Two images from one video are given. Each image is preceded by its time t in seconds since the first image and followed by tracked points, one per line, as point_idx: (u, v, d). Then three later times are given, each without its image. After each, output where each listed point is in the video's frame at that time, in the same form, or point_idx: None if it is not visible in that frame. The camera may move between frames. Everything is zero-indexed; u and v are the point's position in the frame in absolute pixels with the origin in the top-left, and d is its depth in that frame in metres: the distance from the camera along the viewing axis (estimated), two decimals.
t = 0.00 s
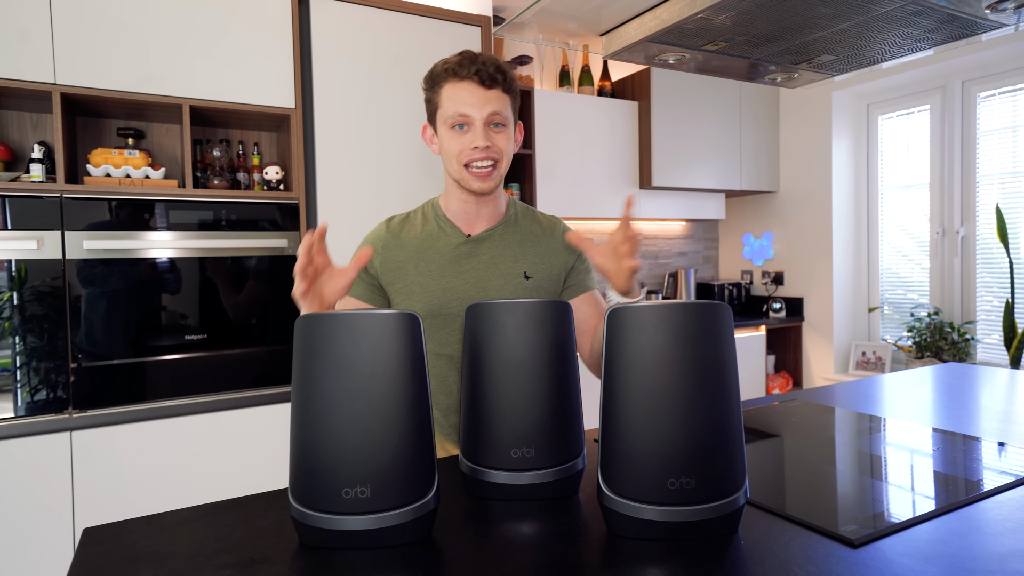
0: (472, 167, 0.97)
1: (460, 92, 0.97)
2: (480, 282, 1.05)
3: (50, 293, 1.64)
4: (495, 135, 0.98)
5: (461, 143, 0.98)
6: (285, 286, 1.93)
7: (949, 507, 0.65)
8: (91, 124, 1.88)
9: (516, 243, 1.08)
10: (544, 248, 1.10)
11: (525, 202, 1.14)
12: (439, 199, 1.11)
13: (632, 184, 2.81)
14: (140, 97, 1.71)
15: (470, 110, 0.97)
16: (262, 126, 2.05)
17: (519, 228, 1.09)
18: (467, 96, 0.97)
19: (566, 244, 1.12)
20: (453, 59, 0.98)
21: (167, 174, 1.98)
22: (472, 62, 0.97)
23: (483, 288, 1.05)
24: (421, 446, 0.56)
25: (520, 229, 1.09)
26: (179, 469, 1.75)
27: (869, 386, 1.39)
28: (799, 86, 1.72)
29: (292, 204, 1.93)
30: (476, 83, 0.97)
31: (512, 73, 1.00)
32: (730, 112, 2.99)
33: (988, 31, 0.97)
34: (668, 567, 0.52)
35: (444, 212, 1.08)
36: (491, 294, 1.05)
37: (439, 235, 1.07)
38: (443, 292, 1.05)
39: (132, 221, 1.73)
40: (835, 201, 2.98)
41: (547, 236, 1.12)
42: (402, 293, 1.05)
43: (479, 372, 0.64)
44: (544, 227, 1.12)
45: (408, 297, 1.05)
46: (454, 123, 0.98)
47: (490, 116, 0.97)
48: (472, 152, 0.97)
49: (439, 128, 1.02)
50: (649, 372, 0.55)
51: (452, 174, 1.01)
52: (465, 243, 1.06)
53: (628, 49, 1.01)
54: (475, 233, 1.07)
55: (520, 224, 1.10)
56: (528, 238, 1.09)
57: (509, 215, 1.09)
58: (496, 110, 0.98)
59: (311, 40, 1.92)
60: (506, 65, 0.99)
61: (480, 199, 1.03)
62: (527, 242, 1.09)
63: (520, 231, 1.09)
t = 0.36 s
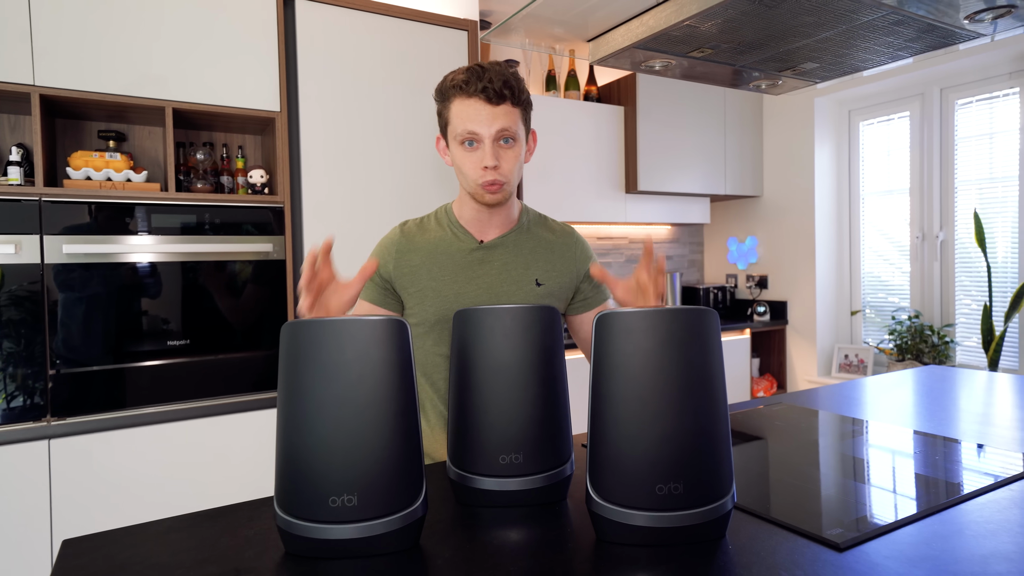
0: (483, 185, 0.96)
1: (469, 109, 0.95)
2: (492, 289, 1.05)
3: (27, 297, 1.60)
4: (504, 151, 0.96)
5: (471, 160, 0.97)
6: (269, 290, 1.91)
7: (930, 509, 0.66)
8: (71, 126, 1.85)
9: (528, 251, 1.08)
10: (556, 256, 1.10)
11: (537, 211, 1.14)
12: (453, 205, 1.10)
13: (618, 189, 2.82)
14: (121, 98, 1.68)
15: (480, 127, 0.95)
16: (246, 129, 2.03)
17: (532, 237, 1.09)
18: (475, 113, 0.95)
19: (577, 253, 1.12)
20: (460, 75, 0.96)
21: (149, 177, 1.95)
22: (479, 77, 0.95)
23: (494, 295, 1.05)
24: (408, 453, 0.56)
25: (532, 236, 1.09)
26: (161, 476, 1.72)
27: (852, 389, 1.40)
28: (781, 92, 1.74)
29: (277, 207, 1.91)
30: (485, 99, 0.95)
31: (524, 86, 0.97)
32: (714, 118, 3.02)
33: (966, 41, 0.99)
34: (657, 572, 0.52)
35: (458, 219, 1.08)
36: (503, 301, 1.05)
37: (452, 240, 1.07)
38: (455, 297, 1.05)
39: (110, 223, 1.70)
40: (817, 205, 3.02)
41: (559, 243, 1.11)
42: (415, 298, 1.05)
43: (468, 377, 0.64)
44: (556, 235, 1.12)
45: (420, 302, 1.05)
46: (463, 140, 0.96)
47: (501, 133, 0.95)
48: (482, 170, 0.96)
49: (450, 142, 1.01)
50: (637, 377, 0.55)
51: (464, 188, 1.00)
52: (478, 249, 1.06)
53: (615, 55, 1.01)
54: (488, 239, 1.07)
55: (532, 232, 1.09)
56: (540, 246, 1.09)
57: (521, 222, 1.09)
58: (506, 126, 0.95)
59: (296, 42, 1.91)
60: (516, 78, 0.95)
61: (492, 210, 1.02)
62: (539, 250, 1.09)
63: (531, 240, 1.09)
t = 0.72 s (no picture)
0: (496, 188, 0.96)
1: (479, 114, 0.95)
2: (504, 293, 1.05)
3: (14, 299, 1.58)
4: (516, 153, 0.97)
5: (482, 164, 0.97)
6: (261, 292, 1.90)
7: (921, 509, 0.66)
8: (61, 126, 1.83)
9: (540, 255, 1.08)
10: (567, 260, 1.09)
11: (551, 214, 1.13)
12: (467, 208, 1.11)
13: (611, 191, 2.83)
14: (112, 98, 1.67)
15: (490, 131, 0.95)
16: (238, 129, 2.02)
17: (543, 241, 1.09)
18: (486, 117, 0.95)
19: (589, 257, 1.12)
20: (469, 80, 0.96)
21: (140, 178, 1.94)
22: (488, 81, 0.95)
23: (506, 299, 1.05)
24: (404, 454, 0.56)
25: (544, 240, 1.09)
26: (151, 480, 1.70)
27: (843, 391, 1.41)
28: (774, 96, 1.75)
29: (269, 208, 1.90)
30: (494, 103, 0.95)
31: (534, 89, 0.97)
32: (706, 121, 3.04)
33: (957, 46, 1.00)
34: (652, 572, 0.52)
35: (472, 222, 1.09)
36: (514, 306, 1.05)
37: (465, 244, 1.07)
38: (468, 301, 1.05)
39: (98, 224, 1.68)
40: (808, 209, 3.04)
41: (571, 248, 1.11)
42: (428, 301, 1.06)
43: (464, 379, 0.64)
44: (568, 239, 1.11)
45: (434, 305, 1.06)
46: (474, 145, 0.97)
47: (510, 136, 0.95)
48: (493, 172, 0.96)
49: (461, 148, 1.01)
50: (633, 377, 0.55)
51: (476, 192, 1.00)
52: (490, 253, 1.06)
53: (610, 57, 1.02)
54: (500, 243, 1.07)
55: (544, 236, 1.09)
56: (552, 250, 1.09)
57: (532, 225, 1.09)
58: (516, 129, 0.95)
59: (289, 43, 1.90)
60: (526, 81, 0.95)
61: (504, 213, 1.02)
62: (551, 255, 1.09)
63: (543, 244, 1.08)
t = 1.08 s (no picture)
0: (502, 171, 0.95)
1: (484, 98, 0.95)
2: (503, 288, 1.06)
3: (13, 294, 1.58)
4: (520, 138, 0.96)
5: (488, 149, 0.96)
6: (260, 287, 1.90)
7: (919, 502, 0.66)
8: (58, 120, 1.82)
9: (540, 251, 1.08)
10: (566, 255, 1.09)
11: (552, 210, 1.13)
12: (468, 202, 1.11)
13: (610, 186, 2.83)
14: (109, 93, 1.67)
15: (495, 114, 0.95)
16: (236, 124, 2.01)
17: (544, 236, 1.09)
18: (491, 100, 0.95)
19: (589, 254, 1.12)
20: (474, 67, 0.97)
21: (138, 173, 1.93)
22: (493, 67, 0.96)
23: (505, 293, 1.05)
24: (403, 447, 0.56)
25: (543, 235, 1.09)
26: (150, 475, 1.71)
27: (841, 385, 1.42)
28: (774, 90, 1.75)
29: (268, 203, 1.89)
30: (499, 87, 0.95)
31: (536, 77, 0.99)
32: (706, 116, 3.03)
33: (956, 39, 1.00)
34: (651, 565, 0.52)
35: (472, 215, 1.08)
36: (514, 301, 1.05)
37: (465, 238, 1.07)
38: (467, 295, 1.05)
39: (96, 219, 1.68)
40: (807, 204, 3.04)
41: (570, 243, 1.11)
42: (427, 295, 1.06)
43: (463, 373, 0.64)
44: (567, 234, 1.11)
45: (432, 299, 1.06)
46: (480, 129, 0.96)
47: (516, 119, 0.95)
48: (499, 155, 0.95)
49: (465, 137, 1.00)
50: (632, 371, 0.55)
51: (481, 181, 0.99)
52: (490, 247, 1.06)
53: (609, 51, 1.01)
54: (500, 237, 1.07)
55: (544, 232, 1.09)
56: (552, 246, 1.09)
57: (533, 219, 1.09)
58: (521, 113, 0.95)
59: (287, 37, 1.89)
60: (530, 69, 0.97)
61: (508, 202, 1.01)
62: (551, 250, 1.09)
63: (543, 239, 1.08)
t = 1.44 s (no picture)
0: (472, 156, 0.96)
1: (464, 83, 0.97)
2: (479, 279, 1.05)
3: (11, 289, 1.58)
4: (496, 128, 0.98)
5: (461, 133, 0.97)
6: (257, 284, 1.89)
7: (915, 499, 0.67)
8: (55, 116, 1.82)
9: (515, 240, 1.08)
10: (542, 244, 1.10)
11: (524, 203, 1.14)
12: (440, 197, 1.11)
13: (608, 182, 2.82)
14: (107, 88, 1.66)
15: (473, 100, 0.96)
16: (233, 119, 2.01)
17: (518, 226, 1.09)
18: (471, 86, 0.96)
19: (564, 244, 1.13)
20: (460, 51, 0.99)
21: (135, 168, 1.93)
22: (479, 54, 0.98)
23: (482, 284, 1.04)
24: (398, 443, 0.56)
25: (518, 225, 1.09)
26: (147, 470, 1.71)
27: (838, 382, 1.42)
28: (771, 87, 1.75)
29: (265, 199, 1.89)
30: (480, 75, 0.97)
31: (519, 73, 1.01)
32: (704, 112, 3.02)
33: (953, 36, 0.99)
34: (645, 561, 0.52)
35: (444, 208, 1.09)
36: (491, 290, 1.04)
37: (438, 230, 1.06)
38: (442, 287, 1.04)
39: (95, 215, 1.67)
40: (805, 201, 3.04)
41: (545, 232, 1.11)
42: (402, 289, 1.04)
43: (457, 368, 0.64)
44: (541, 224, 1.12)
45: (407, 293, 1.04)
46: (456, 113, 0.97)
47: (493, 109, 0.97)
48: (471, 140, 0.97)
49: (441, 120, 1.02)
50: (627, 367, 0.55)
51: (451, 165, 1.00)
52: (464, 238, 1.06)
53: (605, 47, 1.01)
54: (474, 228, 1.07)
55: (519, 221, 1.10)
56: (527, 235, 1.09)
57: (506, 210, 1.10)
58: (499, 104, 0.97)
59: (284, 32, 1.88)
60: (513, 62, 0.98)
61: (478, 192, 1.03)
62: (526, 240, 1.09)
63: (518, 229, 1.09)
